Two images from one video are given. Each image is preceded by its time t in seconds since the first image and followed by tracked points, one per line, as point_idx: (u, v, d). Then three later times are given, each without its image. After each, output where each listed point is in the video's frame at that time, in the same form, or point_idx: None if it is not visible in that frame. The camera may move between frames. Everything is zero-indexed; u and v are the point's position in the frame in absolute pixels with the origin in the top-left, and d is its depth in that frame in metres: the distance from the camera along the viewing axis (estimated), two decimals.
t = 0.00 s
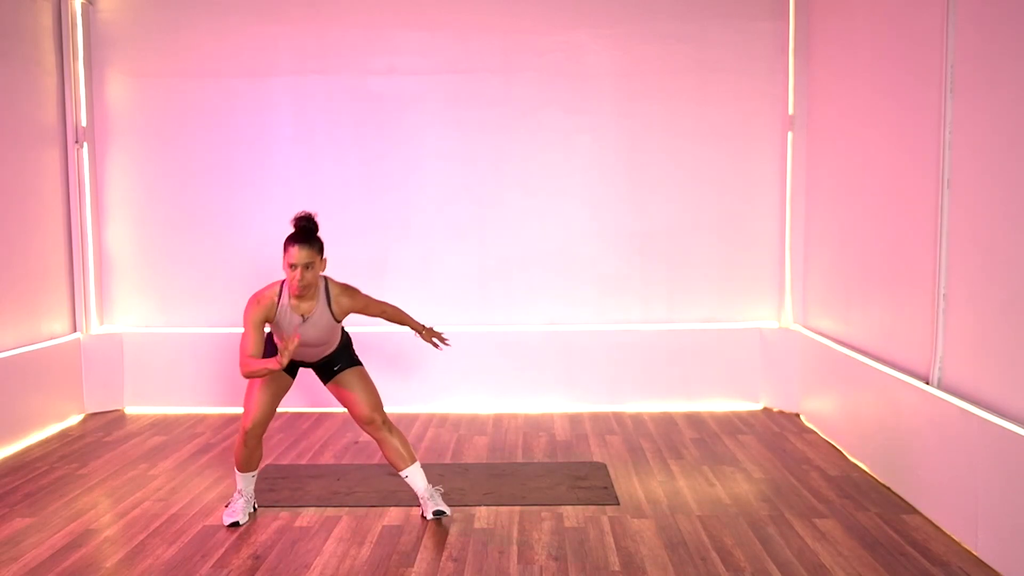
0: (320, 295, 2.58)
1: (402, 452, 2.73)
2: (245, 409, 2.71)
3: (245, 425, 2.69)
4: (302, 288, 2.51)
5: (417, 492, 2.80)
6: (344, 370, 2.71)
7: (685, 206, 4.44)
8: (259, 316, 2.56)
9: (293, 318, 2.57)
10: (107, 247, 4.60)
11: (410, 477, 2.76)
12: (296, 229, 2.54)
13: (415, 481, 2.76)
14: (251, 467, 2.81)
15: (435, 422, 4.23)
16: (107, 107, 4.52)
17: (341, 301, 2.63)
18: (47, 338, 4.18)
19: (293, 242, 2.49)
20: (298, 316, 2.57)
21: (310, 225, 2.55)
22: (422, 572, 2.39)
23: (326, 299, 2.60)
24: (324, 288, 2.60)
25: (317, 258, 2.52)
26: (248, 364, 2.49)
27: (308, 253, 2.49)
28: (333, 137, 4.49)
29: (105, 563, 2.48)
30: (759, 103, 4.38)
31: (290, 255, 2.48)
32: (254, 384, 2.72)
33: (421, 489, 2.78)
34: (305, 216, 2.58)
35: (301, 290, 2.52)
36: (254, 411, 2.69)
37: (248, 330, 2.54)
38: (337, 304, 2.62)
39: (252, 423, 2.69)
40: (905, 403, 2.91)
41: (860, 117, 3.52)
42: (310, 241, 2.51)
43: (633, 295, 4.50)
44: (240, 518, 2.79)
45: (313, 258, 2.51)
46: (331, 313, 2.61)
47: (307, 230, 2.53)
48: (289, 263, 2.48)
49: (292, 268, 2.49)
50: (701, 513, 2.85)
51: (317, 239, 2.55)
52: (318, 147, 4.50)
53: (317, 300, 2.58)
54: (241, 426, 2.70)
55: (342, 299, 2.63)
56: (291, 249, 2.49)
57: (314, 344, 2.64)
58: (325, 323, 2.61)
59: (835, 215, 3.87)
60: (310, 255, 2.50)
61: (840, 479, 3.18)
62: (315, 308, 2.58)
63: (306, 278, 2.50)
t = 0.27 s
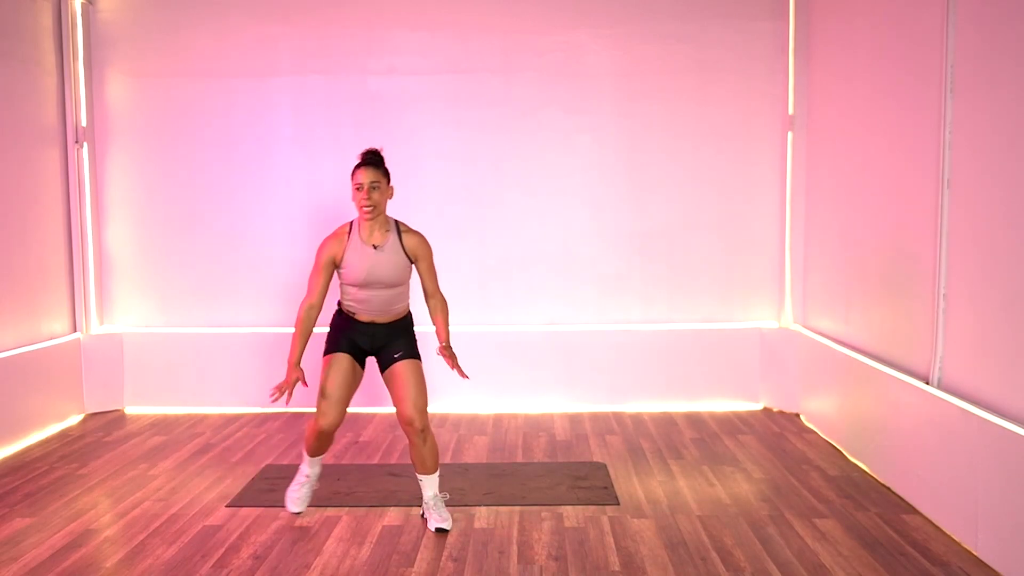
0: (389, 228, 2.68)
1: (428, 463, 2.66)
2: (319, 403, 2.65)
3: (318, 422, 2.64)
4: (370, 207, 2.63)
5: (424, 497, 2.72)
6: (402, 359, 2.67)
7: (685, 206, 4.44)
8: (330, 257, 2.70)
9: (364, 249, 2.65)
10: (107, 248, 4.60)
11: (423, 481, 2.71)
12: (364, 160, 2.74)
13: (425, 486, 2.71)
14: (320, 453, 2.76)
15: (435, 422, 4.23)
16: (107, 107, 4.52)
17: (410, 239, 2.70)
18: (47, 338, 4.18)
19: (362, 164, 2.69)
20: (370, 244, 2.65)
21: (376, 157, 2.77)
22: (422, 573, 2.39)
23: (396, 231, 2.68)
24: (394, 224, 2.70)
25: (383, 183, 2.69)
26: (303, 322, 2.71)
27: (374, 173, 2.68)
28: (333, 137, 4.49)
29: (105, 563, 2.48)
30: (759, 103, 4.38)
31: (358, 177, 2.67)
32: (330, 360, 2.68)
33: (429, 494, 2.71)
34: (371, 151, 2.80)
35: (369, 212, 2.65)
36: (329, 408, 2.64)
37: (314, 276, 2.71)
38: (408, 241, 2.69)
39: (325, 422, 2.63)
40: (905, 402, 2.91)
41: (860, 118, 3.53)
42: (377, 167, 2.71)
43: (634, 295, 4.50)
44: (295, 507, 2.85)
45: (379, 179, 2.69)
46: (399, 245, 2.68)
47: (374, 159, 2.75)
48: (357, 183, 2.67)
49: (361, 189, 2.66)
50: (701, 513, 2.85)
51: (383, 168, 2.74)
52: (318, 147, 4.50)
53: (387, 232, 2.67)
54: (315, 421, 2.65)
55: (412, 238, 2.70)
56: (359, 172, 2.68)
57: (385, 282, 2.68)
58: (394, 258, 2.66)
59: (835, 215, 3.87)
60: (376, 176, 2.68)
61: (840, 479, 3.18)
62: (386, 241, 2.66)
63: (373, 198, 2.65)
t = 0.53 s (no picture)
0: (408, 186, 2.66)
1: (432, 445, 2.67)
2: (351, 326, 2.54)
3: (353, 345, 2.51)
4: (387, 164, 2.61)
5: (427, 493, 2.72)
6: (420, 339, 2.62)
7: (685, 206, 4.44)
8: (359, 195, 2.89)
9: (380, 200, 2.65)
10: (107, 248, 4.60)
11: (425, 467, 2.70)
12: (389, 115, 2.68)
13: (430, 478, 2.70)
14: (360, 381, 2.68)
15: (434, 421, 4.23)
16: (107, 108, 4.52)
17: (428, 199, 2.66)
18: (47, 338, 4.18)
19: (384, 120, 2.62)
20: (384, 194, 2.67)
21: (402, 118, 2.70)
22: (423, 572, 2.39)
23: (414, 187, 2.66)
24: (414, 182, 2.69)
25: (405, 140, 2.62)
26: (336, 217, 3.07)
27: (394, 130, 2.60)
28: (333, 136, 4.49)
29: (105, 563, 2.48)
30: (760, 103, 4.38)
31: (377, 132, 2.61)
32: (352, 300, 2.63)
33: (432, 490, 2.70)
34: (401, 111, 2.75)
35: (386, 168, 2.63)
36: (363, 330, 2.53)
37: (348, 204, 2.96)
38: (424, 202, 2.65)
39: (363, 342, 2.51)
40: (904, 402, 2.91)
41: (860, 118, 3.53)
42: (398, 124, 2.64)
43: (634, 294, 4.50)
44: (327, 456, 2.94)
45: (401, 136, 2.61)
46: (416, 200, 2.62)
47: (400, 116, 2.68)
48: (374, 138, 2.60)
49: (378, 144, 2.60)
50: (701, 513, 2.85)
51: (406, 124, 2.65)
52: (319, 146, 4.50)
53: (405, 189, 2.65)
54: (350, 346, 2.52)
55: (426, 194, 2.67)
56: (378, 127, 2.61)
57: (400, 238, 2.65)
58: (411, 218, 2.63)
59: (835, 215, 3.87)
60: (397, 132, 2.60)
61: (840, 479, 3.18)
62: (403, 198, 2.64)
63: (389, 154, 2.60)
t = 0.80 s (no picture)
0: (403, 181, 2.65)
1: (420, 448, 2.70)
2: (336, 326, 2.54)
3: (337, 344, 2.51)
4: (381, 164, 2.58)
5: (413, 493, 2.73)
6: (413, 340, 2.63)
7: (685, 206, 4.44)
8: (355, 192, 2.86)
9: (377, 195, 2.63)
10: (107, 248, 4.60)
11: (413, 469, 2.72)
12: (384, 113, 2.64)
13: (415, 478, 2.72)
14: (356, 376, 2.66)
15: (435, 422, 4.23)
16: (107, 107, 4.52)
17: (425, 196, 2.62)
18: (47, 338, 4.18)
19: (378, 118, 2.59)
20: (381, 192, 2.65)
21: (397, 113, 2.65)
22: (422, 573, 2.39)
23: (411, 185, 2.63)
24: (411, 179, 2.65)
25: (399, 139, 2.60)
26: (331, 215, 3.06)
27: (389, 129, 2.57)
28: (333, 136, 4.49)
29: (105, 563, 2.48)
30: (760, 102, 4.38)
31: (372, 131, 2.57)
32: (345, 298, 2.64)
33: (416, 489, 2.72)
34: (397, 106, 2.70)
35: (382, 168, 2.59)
36: (348, 329, 2.52)
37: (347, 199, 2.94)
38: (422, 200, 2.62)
39: (346, 340, 2.51)
40: (904, 402, 2.91)
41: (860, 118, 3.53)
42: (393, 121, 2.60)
43: (633, 294, 4.50)
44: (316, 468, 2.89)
45: (394, 136, 2.58)
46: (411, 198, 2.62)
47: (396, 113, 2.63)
48: (370, 138, 2.57)
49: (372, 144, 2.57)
50: (701, 513, 2.85)
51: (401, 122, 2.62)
52: (319, 146, 4.50)
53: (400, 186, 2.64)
54: (334, 345, 2.52)
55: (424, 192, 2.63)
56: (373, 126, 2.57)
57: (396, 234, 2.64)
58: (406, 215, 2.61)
59: (835, 215, 3.87)
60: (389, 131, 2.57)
61: (840, 479, 3.18)
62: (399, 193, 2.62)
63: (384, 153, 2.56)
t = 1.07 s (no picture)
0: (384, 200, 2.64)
1: (411, 456, 2.70)
2: (295, 384, 2.62)
3: (294, 402, 2.61)
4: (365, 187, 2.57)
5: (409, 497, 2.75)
6: (393, 352, 2.62)
7: (685, 206, 4.44)
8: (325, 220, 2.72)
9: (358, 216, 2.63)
10: (107, 248, 4.60)
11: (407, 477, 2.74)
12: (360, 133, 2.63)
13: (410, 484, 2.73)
14: (288, 447, 2.71)
15: (435, 422, 4.23)
16: (107, 107, 4.52)
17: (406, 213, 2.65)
18: (47, 338, 4.18)
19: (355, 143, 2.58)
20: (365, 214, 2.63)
21: (373, 129, 2.65)
22: (423, 573, 2.39)
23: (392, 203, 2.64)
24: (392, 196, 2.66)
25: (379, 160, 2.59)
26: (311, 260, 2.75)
27: (369, 153, 2.56)
28: (333, 136, 4.49)
29: (105, 563, 2.48)
30: (760, 103, 4.38)
31: (353, 154, 2.56)
32: (313, 342, 2.66)
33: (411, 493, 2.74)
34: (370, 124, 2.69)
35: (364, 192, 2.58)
36: (305, 386, 2.61)
37: (315, 243, 2.74)
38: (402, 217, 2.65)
39: (300, 400, 2.61)
40: (904, 402, 2.91)
41: (859, 118, 3.53)
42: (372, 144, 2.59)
43: (633, 294, 4.50)
44: (257, 518, 2.78)
45: (375, 159, 2.57)
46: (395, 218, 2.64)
47: (373, 133, 2.62)
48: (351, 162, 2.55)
49: (354, 168, 2.55)
50: (701, 513, 2.85)
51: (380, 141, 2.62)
52: (318, 147, 4.50)
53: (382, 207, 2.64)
54: (290, 402, 2.61)
55: (406, 212, 2.66)
56: (352, 149, 2.57)
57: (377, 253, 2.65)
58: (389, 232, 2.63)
59: (835, 215, 3.87)
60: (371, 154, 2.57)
61: (840, 479, 3.18)
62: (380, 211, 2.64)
63: (366, 177, 2.55)
